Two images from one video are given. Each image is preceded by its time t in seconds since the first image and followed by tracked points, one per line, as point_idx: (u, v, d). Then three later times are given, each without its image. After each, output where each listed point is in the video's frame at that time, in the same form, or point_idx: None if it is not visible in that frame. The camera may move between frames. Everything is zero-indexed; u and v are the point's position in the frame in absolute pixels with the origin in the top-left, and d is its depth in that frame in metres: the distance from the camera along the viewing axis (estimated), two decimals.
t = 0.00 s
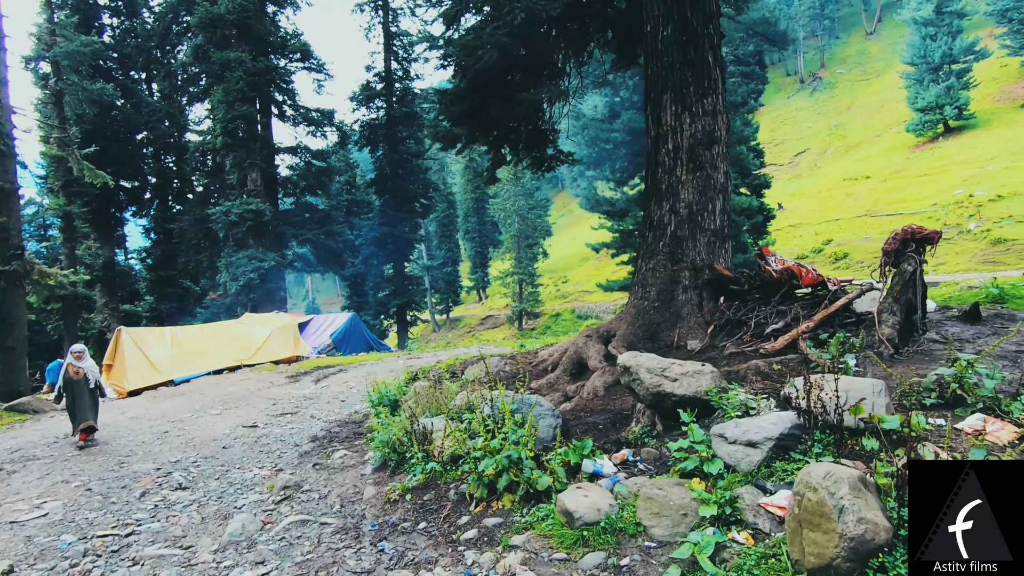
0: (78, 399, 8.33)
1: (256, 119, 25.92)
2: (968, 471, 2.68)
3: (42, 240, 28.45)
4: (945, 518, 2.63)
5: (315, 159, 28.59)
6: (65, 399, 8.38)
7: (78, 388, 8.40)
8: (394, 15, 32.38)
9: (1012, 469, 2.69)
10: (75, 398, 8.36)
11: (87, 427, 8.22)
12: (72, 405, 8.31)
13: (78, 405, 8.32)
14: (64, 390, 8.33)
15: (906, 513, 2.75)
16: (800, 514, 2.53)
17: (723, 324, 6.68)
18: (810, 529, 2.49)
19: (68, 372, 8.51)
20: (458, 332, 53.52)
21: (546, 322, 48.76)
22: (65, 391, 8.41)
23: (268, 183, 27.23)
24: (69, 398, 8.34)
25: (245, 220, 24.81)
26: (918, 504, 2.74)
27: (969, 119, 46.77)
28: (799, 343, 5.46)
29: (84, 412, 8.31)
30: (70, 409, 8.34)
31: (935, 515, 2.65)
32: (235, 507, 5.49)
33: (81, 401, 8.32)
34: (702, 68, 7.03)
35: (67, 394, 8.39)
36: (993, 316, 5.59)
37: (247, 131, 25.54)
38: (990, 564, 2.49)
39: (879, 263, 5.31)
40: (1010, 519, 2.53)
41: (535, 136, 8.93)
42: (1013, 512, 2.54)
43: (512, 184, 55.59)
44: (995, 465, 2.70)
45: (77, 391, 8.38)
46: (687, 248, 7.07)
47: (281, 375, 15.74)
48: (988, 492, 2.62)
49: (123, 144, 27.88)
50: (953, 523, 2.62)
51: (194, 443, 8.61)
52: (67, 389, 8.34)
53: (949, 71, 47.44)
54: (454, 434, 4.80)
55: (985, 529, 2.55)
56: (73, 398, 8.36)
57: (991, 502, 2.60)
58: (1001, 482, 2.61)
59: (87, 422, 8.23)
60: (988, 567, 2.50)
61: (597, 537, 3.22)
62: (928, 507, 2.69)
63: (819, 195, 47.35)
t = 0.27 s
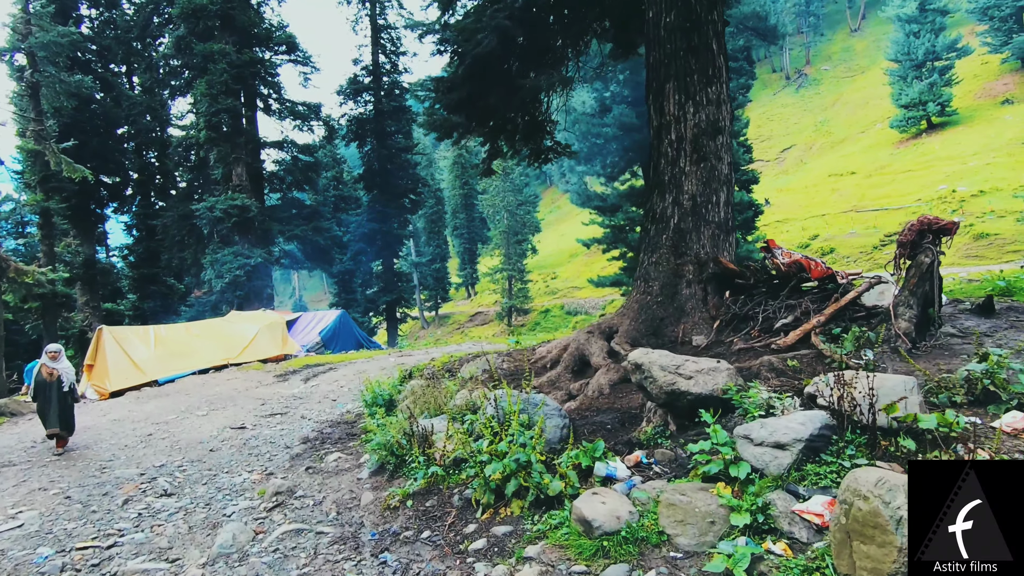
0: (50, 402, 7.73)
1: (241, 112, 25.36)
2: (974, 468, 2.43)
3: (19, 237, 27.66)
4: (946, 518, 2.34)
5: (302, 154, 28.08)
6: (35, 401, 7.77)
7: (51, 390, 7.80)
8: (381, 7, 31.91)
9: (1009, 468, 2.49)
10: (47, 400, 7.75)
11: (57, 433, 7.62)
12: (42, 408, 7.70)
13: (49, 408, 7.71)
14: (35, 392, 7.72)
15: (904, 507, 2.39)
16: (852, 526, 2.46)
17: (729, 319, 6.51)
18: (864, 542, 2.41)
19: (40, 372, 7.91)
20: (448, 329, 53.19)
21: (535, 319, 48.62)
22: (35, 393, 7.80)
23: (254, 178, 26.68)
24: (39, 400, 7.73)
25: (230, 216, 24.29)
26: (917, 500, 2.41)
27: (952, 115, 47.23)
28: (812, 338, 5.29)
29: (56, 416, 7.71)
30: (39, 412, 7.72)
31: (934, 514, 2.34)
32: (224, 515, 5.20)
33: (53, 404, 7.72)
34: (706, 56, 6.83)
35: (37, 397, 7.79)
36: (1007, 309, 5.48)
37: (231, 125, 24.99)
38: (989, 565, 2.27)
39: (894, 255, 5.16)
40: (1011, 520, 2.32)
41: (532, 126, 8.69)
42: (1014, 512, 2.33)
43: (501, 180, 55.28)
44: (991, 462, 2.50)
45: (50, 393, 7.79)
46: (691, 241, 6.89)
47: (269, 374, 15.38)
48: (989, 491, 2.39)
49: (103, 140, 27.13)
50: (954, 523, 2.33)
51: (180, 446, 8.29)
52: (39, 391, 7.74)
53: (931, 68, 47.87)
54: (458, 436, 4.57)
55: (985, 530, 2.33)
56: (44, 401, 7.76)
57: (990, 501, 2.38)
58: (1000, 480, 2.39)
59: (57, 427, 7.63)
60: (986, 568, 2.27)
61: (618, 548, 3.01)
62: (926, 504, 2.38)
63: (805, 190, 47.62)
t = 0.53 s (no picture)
0: (39, 406, 7.33)
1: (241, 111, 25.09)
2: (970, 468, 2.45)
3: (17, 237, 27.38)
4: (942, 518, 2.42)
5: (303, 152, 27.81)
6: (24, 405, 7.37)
7: (41, 394, 7.42)
8: (382, 5, 31.64)
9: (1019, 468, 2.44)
10: (36, 404, 7.35)
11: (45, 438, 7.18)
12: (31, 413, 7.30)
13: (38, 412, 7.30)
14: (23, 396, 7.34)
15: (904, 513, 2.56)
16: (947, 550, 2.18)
17: (753, 316, 6.23)
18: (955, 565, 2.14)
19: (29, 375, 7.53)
20: (449, 330, 52.89)
21: (537, 319, 48.33)
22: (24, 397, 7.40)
23: (254, 177, 26.42)
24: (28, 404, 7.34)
25: (230, 215, 24.03)
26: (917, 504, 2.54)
27: (954, 114, 46.89)
28: (846, 334, 5.02)
29: (45, 421, 7.30)
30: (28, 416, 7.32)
31: (934, 515, 2.45)
32: (225, 523, 4.92)
33: (42, 408, 7.32)
34: (726, 41, 6.56)
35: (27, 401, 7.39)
36: None
37: (231, 123, 24.73)
38: (990, 565, 2.27)
39: (933, 247, 4.89)
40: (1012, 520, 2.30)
41: (542, 118, 8.43)
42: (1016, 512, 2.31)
43: (502, 180, 55.00)
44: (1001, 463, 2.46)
45: (40, 396, 7.40)
46: (711, 235, 6.61)
47: (271, 375, 15.11)
48: (989, 491, 2.39)
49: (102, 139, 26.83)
50: (951, 522, 2.39)
51: (179, 449, 8.02)
52: (28, 394, 7.35)
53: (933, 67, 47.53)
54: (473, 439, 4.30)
55: (986, 529, 2.33)
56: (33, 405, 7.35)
57: (992, 501, 2.38)
58: (1002, 480, 2.39)
59: (46, 432, 7.20)
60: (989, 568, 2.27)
61: (660, 564, 2.73)
62: (925, 506, 2.50)
63: (807, 189, 47.32)
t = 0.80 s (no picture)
0: (48, 407, 7.07)
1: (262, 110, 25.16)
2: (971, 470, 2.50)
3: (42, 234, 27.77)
4: (945, 518, 2.43)
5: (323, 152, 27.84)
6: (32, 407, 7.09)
7: (49, 394, 7.15)
8: (402, 5, 31.62)
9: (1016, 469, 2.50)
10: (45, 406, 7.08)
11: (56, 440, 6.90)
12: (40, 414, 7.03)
13: (48, 413, 7.03)
14: (31, 397, 7.06)
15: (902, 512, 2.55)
16: None
17: (797, 321, 5.86)
18: None
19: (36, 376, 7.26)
20: (464, 331, 52.76)
21: (552, 322, 47.98)
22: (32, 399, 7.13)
23: (274, 176, 26.50)
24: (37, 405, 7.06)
25: (250, 214, 24.12)
26: (914, 504, 2.54)
27: (982, 117, 45.55)
28: (907, 342, 4.64)
29: (55, 422, 7.02)
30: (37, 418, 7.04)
31: (933, 514, 2.45)
32: (241, 531, 4.70)
33: (52, 409, 7.06)
34: (770, 31, 6.22)
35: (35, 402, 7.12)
36: None
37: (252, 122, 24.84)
38: (990, 565, 2.30)
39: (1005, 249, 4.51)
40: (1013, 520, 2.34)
41: (571, 113, 8.15)
42: (1015, 511, 2.35)
43: (519, 181, 54.78)
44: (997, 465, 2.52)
45: (48, 397, 7.13)
46: (751, 235, 6.26)
47: (289, 374, 15.01)
48: (989, 491, 2.44)
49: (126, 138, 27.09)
50: (954, 523, 2.41)
51: (196, 449, 7.87)
52: (36, 395, 7.08)
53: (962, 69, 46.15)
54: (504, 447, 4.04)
55: (986, 529, 2.36)
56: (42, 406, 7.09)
57: (991, 501, 2.42)
58: (1002, 481, 2.43)
59: (56, 434, 6.92)
60: (988, 567, 2.30)
61: None
62: (924, 505, 2.51)
63: (830, 193, 46.35)
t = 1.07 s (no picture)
0: (75, 399, 6.92)
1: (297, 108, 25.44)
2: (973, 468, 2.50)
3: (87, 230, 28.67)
4: (944, 519, 2.49)
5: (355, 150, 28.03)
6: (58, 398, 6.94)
7: (75, 385, 6.98)
8: (435, 4, 31.64)
9: None
10: (72, 397, 6.93)
11: (85, 433, 6.78)
12: (66, 406, 6.88)
13: (74, 405, 6.89)
14: (56, 388, 6.90)
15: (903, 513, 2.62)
16: None
17: (861, 327, 5.42)
18: None
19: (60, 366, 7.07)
20: (491, 331, 52.66)
21: (580, 324, 47.47)
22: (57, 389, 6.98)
23: (308, 174, 26.77)
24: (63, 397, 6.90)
25: (284, 211, 24.40)
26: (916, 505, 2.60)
27: None
28: (995, 353, 4.21)
29: (82, 414, 6.89)
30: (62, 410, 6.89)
31: (934, 515, 2.51)
32: (270, 535, 4.52)
33: (79, 401, 6.92)
34: (834, 14, 5.79)
35: (60, 393, 6.96)
36: None
37: (287, 121, 25.14)
38: (990, 565, 2.32)
39: None
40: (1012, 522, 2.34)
41: (614, 106, 7.82)
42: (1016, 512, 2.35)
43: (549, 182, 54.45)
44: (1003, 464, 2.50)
45: (73, 389, 6.97)
46: (810, 233, 5.84)
47: (319, 371, 15.02)
48: (989, 490, 2.44)
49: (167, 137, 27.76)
50: (954, 523, 2.47)
51: (227, 445, 7.80)
52: (62, 386, 6.92)
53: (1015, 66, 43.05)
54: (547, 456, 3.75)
55: (985, 529, 2.38)
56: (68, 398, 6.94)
57: (992, 500, 2.43)
58: (1004, 480, 2.42)
59: (85, 427, 6.79)
60: (989, 568, 2.32)
61: None
62: (926, 506, 2.56)
63: (871, 195, 44.69)
